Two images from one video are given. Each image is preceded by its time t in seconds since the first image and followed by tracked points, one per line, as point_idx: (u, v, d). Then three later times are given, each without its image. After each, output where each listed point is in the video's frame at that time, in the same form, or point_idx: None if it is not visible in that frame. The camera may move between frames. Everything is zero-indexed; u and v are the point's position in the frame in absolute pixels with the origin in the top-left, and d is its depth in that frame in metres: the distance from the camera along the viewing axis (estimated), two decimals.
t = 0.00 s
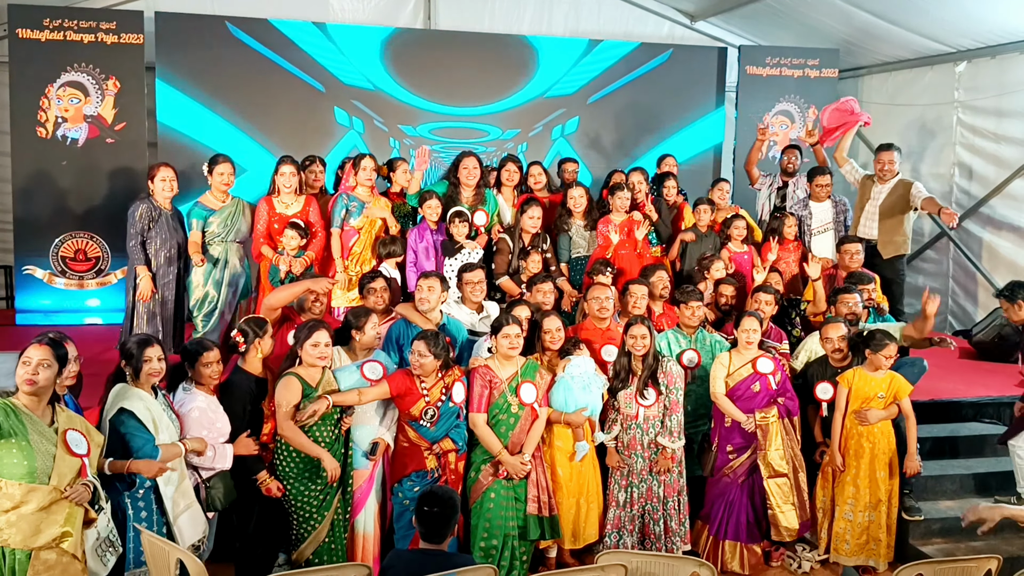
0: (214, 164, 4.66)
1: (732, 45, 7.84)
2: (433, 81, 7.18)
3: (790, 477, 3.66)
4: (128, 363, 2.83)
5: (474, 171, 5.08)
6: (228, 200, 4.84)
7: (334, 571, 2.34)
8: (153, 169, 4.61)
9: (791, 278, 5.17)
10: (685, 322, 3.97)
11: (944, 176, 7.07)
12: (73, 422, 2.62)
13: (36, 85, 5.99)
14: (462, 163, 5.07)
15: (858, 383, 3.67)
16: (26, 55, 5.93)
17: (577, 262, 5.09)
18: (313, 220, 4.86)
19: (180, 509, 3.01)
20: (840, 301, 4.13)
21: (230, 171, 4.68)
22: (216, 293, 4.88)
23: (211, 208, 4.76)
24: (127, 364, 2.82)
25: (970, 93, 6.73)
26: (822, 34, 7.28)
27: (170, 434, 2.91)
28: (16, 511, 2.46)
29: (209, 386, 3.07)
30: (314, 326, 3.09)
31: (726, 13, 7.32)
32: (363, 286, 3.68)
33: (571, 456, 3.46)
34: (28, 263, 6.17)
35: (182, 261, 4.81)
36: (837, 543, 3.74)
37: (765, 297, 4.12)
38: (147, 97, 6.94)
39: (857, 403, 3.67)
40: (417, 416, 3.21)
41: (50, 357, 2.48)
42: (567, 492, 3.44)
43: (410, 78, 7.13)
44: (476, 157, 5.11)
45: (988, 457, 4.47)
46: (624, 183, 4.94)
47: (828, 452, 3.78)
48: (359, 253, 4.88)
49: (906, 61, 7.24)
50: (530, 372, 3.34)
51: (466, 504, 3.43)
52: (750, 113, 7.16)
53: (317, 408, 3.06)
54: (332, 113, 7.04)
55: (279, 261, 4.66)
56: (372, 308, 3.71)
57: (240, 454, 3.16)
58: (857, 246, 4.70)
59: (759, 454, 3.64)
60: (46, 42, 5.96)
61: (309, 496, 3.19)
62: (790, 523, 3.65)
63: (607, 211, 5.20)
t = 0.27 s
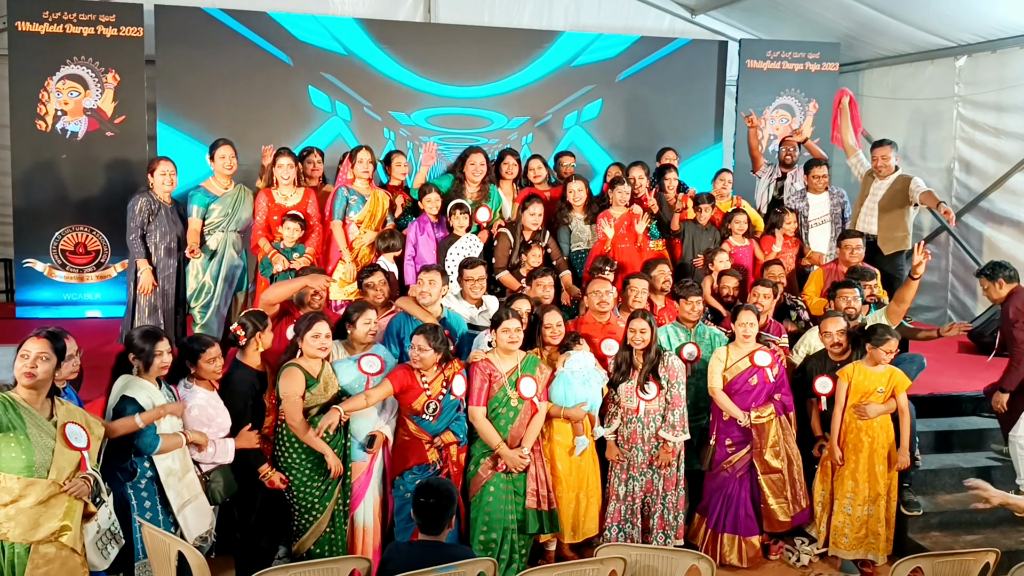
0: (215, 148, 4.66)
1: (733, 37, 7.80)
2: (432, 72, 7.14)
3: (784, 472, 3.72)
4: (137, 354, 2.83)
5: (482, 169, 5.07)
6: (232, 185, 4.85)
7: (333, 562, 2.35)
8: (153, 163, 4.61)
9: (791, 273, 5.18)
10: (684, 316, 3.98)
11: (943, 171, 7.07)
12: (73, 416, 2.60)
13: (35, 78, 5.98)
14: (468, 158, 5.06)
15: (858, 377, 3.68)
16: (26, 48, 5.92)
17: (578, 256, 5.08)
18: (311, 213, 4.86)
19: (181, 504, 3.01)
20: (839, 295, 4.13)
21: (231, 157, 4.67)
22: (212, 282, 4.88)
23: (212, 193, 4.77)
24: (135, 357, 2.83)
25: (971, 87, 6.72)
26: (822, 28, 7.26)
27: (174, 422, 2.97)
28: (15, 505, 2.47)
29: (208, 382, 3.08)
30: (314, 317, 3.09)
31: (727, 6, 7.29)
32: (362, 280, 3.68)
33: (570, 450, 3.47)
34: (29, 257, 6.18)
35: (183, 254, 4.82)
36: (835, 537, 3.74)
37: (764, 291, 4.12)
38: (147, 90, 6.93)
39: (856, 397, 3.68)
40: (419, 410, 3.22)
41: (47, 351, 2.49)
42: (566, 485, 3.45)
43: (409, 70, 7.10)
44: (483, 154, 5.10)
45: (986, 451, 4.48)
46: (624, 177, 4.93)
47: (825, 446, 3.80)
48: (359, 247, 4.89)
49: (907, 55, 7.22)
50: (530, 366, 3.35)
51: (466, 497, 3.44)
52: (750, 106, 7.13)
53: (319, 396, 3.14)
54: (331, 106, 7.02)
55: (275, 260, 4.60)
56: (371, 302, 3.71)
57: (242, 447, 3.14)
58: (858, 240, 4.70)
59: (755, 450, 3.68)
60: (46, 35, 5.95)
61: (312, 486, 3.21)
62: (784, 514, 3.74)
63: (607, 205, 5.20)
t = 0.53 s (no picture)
0: (214, 144, 4.68)
1: (733, 32, 7.82)
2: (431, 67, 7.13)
3: (779, 465, 3.73)
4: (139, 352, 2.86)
5: (484, 166, 5.06)
6: (228, 181, 4.83)
7: (333, 557, 2.37)
8: (151, 158, 4.60)
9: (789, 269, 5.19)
10: (682, 311, 4.00)
11: (943, 166, 7.07)
12: (71, 410, 2.61)
13: (34, 73, 5.98)
14: (472, 157, 5.05)
15: (857, 373, 3.68)
16: (25, 42, 5.91)
17: (577, 252, 5.08)
18: (309, 209, 4.86)
19: (175, 499, 3.03)
20: (838, 291, 4.14)
21: (229, 153, 4.69)
22: (213, 279, 4.87)
23: (208, 188, 4.75)
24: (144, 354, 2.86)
25: (971, 82, 6.72)
26: (821, 23, 7.25)
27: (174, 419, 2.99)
28: (16, 500, 2.47)
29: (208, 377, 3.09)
30: (308, 312, 3.10)
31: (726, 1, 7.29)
32: (359, 275, 3.68)
33: (569, 445, 3.49)
34: (28, 252, 6.16)
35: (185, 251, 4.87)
36: (833, 532, 3.76)
37: (763, 287, 4.12)
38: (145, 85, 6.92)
39: (855, 393, 3.69)
40: (418, 405, 3.25)
41: (46, 346, 2.49)
42: (565, 481, 3.47)
43: (409, 64, 7.09)
44: (487, 152, 5.08)
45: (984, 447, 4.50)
46: (623, 172, 4.93)
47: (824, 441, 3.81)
48: (359, 242, 4.92)
49: (906, 50, 7.22)
50: (528, 361, 3.35)
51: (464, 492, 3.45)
52: (750, 101, 7.12)
53: (321, 388, 3.15)
54: (331, 100, 7.01)
55: (275, 254, 4.64)
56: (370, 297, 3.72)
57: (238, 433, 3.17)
58: (857, 236, 4.72)
59: (751, 446, 3.69)
60: (45, 29, 5.94)
61: (311, 482, 3.21)
62: (773, 506, 3.74)
63: (606, 200, 5.20)
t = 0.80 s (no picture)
0: (213, 143, 4.70)
1: (729, 32, 7.85)
2: (430, 64, 7.13)
3: (766, 462, 3.77)
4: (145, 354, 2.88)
5: (482, 167, 5.06)
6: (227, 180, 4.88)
7: (331, 554, 2.38)
8: (147, 156, 4.59)
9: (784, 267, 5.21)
10: (677, 310, 4.03)
11: (939, 165, 7.09)
12: (66, 409, 2.62)
13: (33, 72, 5.98)
14: (470, 158, 5.04)
15: (851, 373, 3.71)
16: (23, 41, 5.92)
17: (574, 250, 5.09)
18: (305, 206, 4.89)
19: (179, 497, 3.06)
20: (833, 290, 4.16)
21: (229, 152, 4.72)
22: (211, 277, 4.94)
23: (208, 187, 4.81)
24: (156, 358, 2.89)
25: (968, 80, 6.75)
26: (818, 22, 7.28)
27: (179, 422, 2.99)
28: (16, 498, 2.48)
29: (203, 374, 3.14)
30: (302, 312, 3.11)
31: None
32: (356, 274, 3.68)
33: (565, 443, 3.51)
34: (26, 250, 6.15)
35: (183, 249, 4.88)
36: (829, 530, 3.78)
37: (761, 286, 4.14)
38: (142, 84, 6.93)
39: (850, 391, 3.72)
40: (417, 400, 3.28)
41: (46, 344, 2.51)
42: (561, 479, 3.49)
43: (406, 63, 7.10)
44: (484, 153, 5.08)
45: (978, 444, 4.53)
46: (620, 171, 4.95)
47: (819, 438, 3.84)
48: (357, 241, 4.94)
49: (903, 48, 7.25)
50: (524, 359, 3.37)
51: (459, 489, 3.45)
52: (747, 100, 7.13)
53: (313, 388, 3.17)
54: (331, 100, 7.03)
55: (273, 251, 4.70)
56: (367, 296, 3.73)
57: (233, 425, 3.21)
58: (853, 235, 4.75)
59: (743, 443, 3.72)
60: (43, 28, 5.94)
61: (308, 478, 3.24)
62: (762, 503, 3.78)
63: (603, 199, 5.22)
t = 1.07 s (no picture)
0: (214, 144, 4.72)
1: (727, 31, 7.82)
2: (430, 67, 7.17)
3: (767, 465, 3.75)
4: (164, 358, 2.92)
5: (481, 169, 5.03)
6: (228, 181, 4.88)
7: (328, 555, 2.38)
8: (145, 156, 4.59)
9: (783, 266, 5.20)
10: (677, 310, 4.01)
11: (940, 164, 7.09)
12: (63, 408, 2.59)
13: (32, 72, 5.98)
14: (470, 160, 5.03)
15: (849, 374, 3.71)
16: (23, 41, 5.92)
17: (573, 250, 5.08)
18: (304, 206, 4.89)
19: (201, 494, 3.10)
20: (833, 290, 4.16)
21: (231, 153, 4.73)
22: (214, 278, 4.92)
23: (209, 189, 4.82)
24: (175, 362, 2.97)
25: (968, 80, 6.75)
26: (818, 21, 7.28)
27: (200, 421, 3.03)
28: (13, 498, 2.49)
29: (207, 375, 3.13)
30: (303, 313, 3.11)
31: None
32: (356, 275, 3.69)
33: (564, 444, 3.51)
34: (26, 250, 6.15)
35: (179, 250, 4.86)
36: (828, 530, 3.78)
37: (761, 286, 4.14)
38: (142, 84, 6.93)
39: (849, 391, 3.72)
40: (418, 398, 3.28)
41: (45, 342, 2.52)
42: (560, 479, 3.49)
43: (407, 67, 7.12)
44: (483, 155, 5.07)
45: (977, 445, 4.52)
46: (620, 171, 4.94)
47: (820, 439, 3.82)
48: (355, 241, 4.94)
49: (903, 48, 7.25)
50: (523, 359, 3.38)
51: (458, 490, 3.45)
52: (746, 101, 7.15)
53: (312, 392, 3.16)
54: (332, 103, 7.04)
55: (276, 252, 4.70)
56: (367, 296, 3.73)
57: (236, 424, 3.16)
58: (853, 235, 4.75)
59: (746, 446, 3.71)
60: (42, 28, 5.94)
61: (303, 480, 3.23)
62: (761, 505, 3.76)
63: (603, 199, 5.21)
